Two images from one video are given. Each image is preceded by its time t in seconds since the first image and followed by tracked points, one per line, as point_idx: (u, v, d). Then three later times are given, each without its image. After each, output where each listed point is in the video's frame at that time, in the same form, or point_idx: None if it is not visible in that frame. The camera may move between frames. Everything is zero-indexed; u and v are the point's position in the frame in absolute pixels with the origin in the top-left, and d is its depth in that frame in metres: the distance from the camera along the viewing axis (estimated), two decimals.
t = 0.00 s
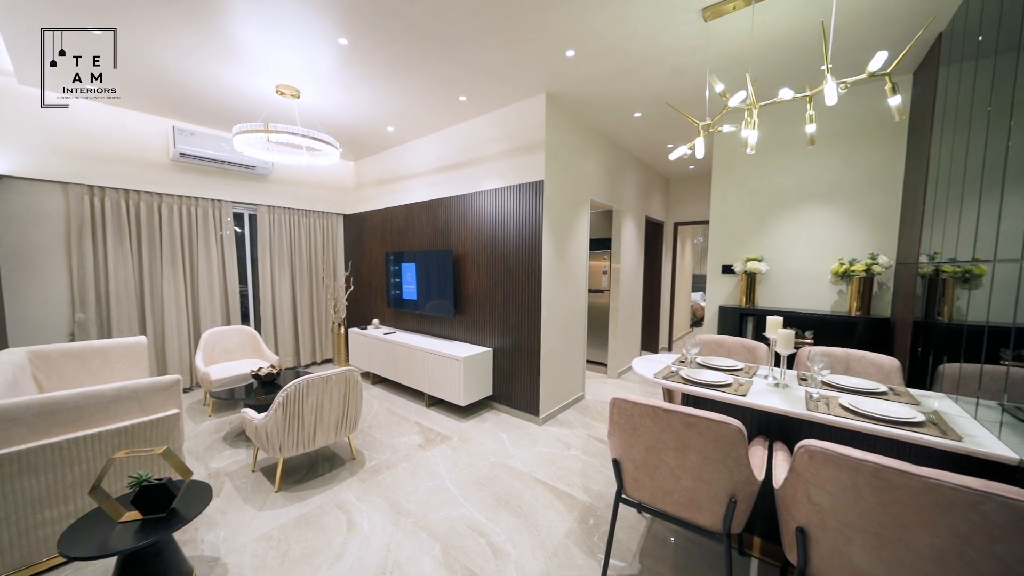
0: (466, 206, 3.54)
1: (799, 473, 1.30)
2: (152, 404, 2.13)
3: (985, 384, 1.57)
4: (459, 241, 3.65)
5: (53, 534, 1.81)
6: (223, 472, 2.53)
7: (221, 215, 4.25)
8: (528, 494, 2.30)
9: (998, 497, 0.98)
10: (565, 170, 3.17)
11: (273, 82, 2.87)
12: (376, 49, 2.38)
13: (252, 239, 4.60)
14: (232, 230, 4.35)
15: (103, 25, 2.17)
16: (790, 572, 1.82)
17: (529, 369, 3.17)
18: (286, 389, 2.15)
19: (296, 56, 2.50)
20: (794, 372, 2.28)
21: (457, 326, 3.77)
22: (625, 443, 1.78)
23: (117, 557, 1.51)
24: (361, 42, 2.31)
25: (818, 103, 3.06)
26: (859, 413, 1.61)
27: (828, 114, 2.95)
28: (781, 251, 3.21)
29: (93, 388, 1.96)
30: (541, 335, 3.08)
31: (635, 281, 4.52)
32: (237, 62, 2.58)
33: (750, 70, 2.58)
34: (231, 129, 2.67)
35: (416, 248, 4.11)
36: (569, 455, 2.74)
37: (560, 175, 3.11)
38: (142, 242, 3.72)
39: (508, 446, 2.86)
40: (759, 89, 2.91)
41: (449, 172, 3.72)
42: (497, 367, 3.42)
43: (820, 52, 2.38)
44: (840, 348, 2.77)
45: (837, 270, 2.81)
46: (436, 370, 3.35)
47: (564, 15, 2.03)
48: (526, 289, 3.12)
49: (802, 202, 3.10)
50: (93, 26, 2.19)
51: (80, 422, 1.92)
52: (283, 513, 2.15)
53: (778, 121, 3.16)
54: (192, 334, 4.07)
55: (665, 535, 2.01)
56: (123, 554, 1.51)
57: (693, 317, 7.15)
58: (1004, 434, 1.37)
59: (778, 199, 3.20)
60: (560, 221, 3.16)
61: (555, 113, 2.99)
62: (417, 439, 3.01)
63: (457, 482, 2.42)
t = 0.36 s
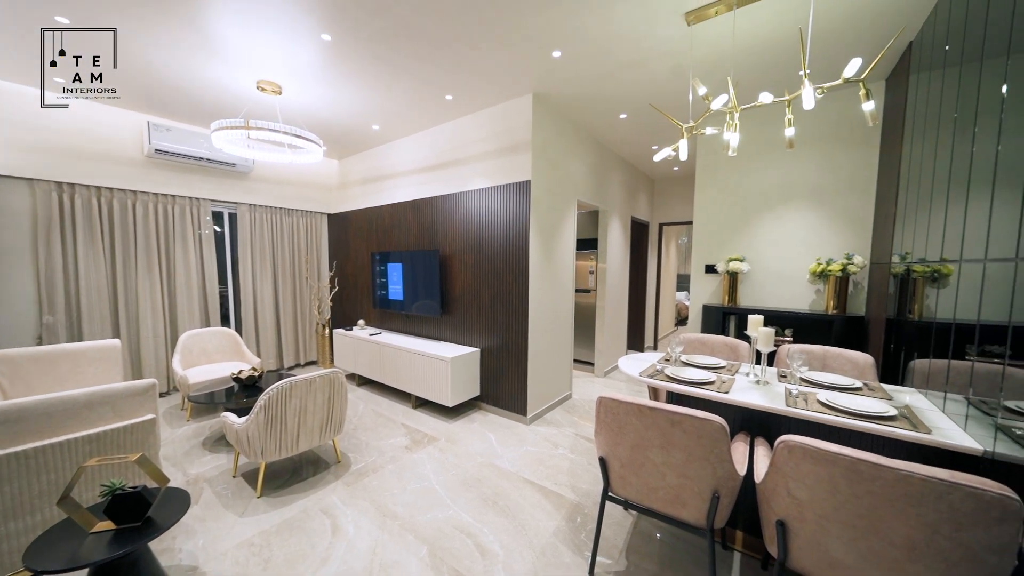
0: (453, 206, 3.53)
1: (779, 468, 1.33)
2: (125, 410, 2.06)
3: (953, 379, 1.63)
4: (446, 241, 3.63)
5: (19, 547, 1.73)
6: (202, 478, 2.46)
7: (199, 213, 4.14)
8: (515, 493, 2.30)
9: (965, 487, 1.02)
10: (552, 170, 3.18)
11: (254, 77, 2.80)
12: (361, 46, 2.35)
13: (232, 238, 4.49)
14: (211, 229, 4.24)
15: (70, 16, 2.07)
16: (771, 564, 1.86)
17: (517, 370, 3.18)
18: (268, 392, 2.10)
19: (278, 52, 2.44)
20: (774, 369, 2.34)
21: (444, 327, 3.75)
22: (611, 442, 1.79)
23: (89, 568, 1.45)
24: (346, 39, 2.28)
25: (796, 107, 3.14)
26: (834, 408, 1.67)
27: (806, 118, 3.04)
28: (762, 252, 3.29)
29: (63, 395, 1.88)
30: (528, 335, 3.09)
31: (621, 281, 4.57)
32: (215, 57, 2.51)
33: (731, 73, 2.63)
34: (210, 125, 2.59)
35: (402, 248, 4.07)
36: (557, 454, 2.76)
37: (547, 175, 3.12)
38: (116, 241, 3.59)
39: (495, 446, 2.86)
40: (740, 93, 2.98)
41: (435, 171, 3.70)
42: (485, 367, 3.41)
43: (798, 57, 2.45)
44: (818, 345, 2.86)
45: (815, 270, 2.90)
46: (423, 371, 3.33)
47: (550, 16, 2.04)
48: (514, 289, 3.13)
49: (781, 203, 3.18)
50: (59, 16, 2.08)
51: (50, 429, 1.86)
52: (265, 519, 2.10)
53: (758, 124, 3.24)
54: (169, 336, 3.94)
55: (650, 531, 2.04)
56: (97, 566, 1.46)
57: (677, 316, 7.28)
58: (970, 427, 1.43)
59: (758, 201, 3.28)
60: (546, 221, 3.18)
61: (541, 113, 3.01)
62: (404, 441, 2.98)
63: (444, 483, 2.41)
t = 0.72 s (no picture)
0: (440, 205, 3.50)
1: (760, 463, 1.36)
2: (98, 416, 1.97)
3: (923, 374, 1.70)
4: (432, 241, 3.61)
5: None
6: (180, 485, 2.39)
7: (176, 212, 4.01)
8: (503, 493, 2.30)
9: (933, 478, 1.06)
10: (539, 170, 3.18)
11: (233, 72, 2.73)
12: (345, 43, 2.32)
13: (211, 238, 4.37)
14: (189, 228, 4.11)
15: (35, 5, 1.97)
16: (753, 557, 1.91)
17: (505, 370, 3.18)
18: (249, 395, 2.05)
19: (259, 47, 2.39)
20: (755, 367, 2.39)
21: (431, 327, 3.72)
22: (598, 440, 1.81)
23: None
24: (329, 35, 2.24)
25: (776, 111, 3.22)
26: (813, 404, 1.72)
27: (785, 121, 3.12)
28: (743, 252, 3.36)
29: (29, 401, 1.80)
30: (515, 334, 3.09)
31: (608, 281, 4.61)
32: (193, 51, 2.44)
33: (714, 77, 2.69)
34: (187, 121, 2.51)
35: (388, 247, 4.02)
36: (544, 453, 2.77)
37: (534, 175, 3.13)
38: (87, 240, 3.45)
39: (483, 447, 2.86)
40: (723, 96, 3.04)
41: (421, 170, 3.67)
42: (472, 367, 3.40)
43: (777, 62, 2.51)
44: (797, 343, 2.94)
45: (795, 269, 2.98)
46: (410, 372, 3.30)
47: (537, 16, 2.04)
48: (502, 289, 3.12)
49: (762, 205, 3.26)
50: (25, 5, 1.99)
51: (17, 437, 1.77)
52: (247, 525, 2.05)
53: (740, 127, 3.31)
54: (145, 338, 3.82)
55: (636, 528, 2.07)
56: None
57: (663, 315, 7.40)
58: (939, 420, 1.49)
59: (740, 202, 3.35)
60: (534, 221, 3.18)
61: (528, 113, 3.01)
62: (390, 443, 2.95)
63: (431, 485, 2.40)
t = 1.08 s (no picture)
0: (426, 205, 3.48)
1: (742, 459, 1.39)
2: (66, 422, 1.91)
3: (896, 369, 1.77)
4: (419, 240, 3.58)
5: None
6: (157, 493, 2.31)
7: (152, 210, 3.88)
8: (491, 494, 2.30)
9: (905, 470, 1.10)
10: (526, 170, 3.19)
11: (212, 67, 2.65)
12: (328, 39, 2.27)
13: (190, 237, 4.24)
14: (166, 227, 3.98)
15: None
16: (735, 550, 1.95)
17: (492, 370, 3.17)
18: (229, 399, 1.99)
19: (239, 42, 2.33)
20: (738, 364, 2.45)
21: (418, 327, 3.69)
22: (585, 439, 1.82)
23: None
24: (312, 30, 2.19)
25: (758, 114, 3.30)
26: (792, 400, 1.77)
27: (766, 124, 3.19)
28: (726, 252, 3.43)
29: None
30: (503, 334, 3.09)
31: (595, 280, 4.65)
32: (169, 44, 2.36)
33: (697, 80, 2.73)
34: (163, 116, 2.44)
35: (374, 247, 3.98)
36: (532, 452, 2.78)
37: (521, 175, 3.13)
38: (57, 239, 3.31)
39: (471, 447, 2.85)
40: (706, 99, 3.09)
41: (407, 169, 3.63)
42: (460, 367, 3.39)
43: (758, 66, 2.57)
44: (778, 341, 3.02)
45: (775, 269, 3.06)
46: (396, 373, 3.26)
47: (523, 17, 2.04)
48: (489, 288, 3.12)
49: (744, 206, 3.34)
50: None
51: None
52: (229, 532, 2.00)
53: (723, 129, 3.38)
54: (119, 341, 3.68)
55: (623, 525, 2.09)
56: None
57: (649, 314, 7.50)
58: (910, 414, 1.55)
59: (723, 203, 3.42)
60: (521, 221, 3.19)
61: (515, 113, 3.01)
62: (377, 445, 2.91)
63: (418, 487, 2.38)
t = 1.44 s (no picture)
0: (414, 204, 3.45)
1: (726, 455, 1.42)
2: (34, 430, 1.83)
3: (873, 366, 1.82)
4: (407, 240, 3.54)
5: None
6: (134, 501, 2.24)
7: (129, 208, 3.76)
8: (479, 494, 2.30)
9: (882, 463, 1.13)
10: (514, 170, 3.19)
11: (191, 61, 2.58)
12: (313, 34, 2.24)
13: (169, 236, 4.12)
14: (144, 225, 3.86)
15: None
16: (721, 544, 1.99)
17: (481, 370, 3.17)
18: (211, 402, 1.94)
19: (219, 36, 2.27)
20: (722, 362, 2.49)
21: (406, 328, 3.66)
22: (574, 438, 1.83)
23: None
24: (296, 26, 2.15)
25: (741, 117, 3.36)
26: (774, 397, 1.81)
27: (749, 127, 3.26)
28: (710, 252, 3.49)
29: None
30: (492, 334, 3.09)
31: (583, 280, 4.68)
32: (147, 37, 2.29)
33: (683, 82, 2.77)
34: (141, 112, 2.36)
35: (361, 246, 3.93)
36: (521, 452, 2.78)
37: (510, 175, 3.13)
38: (27, 238, 3.18)
39: (460, 448, 2.84)
40: (692, 101, 3.14)
41: (394, 168, 3.59)
42: (448, 368, 3.37)
43: (741, 69, 2.62)
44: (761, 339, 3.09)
45: (758, 269, 3.13)
46: (384, 374, 3.23)
47: (511, 17, 2.05)
48: (478, 288, 3.11)
49: (727, 207, 3.40)
50: None
51: None
52: (211, 539, 1.95)
53: (708, 131, 3.43)
54: (94, 344, 3.56)
55: (611, 523, 2.11)
56: None
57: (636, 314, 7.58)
58: (886, 409, 1.60)
59: (708, 204, 3.48)
60: (510, 220, 3.19)
61: (503, 113, 3.01)
62: (364, 447, 2.88)
63: (406, 488, 2.36)
